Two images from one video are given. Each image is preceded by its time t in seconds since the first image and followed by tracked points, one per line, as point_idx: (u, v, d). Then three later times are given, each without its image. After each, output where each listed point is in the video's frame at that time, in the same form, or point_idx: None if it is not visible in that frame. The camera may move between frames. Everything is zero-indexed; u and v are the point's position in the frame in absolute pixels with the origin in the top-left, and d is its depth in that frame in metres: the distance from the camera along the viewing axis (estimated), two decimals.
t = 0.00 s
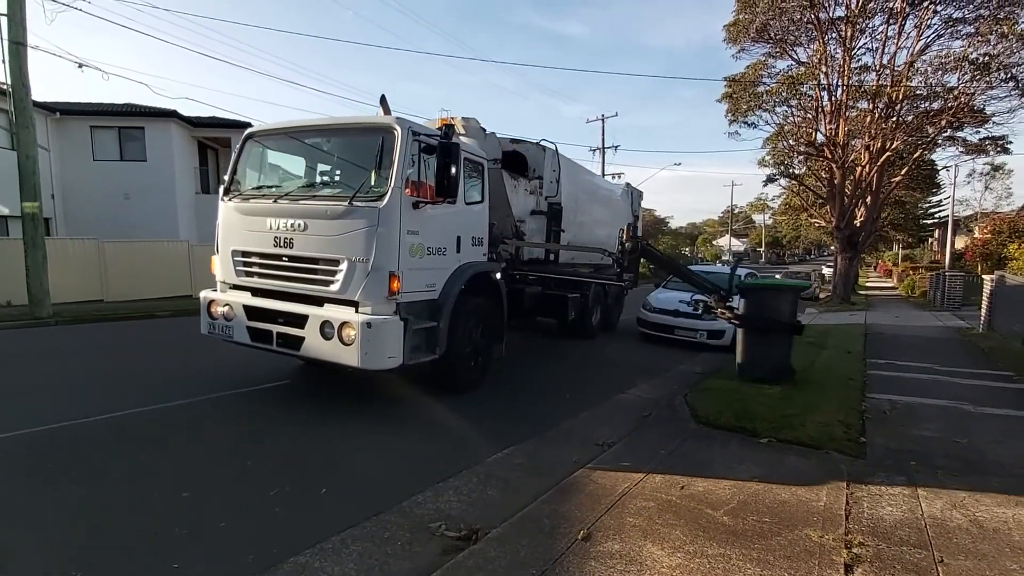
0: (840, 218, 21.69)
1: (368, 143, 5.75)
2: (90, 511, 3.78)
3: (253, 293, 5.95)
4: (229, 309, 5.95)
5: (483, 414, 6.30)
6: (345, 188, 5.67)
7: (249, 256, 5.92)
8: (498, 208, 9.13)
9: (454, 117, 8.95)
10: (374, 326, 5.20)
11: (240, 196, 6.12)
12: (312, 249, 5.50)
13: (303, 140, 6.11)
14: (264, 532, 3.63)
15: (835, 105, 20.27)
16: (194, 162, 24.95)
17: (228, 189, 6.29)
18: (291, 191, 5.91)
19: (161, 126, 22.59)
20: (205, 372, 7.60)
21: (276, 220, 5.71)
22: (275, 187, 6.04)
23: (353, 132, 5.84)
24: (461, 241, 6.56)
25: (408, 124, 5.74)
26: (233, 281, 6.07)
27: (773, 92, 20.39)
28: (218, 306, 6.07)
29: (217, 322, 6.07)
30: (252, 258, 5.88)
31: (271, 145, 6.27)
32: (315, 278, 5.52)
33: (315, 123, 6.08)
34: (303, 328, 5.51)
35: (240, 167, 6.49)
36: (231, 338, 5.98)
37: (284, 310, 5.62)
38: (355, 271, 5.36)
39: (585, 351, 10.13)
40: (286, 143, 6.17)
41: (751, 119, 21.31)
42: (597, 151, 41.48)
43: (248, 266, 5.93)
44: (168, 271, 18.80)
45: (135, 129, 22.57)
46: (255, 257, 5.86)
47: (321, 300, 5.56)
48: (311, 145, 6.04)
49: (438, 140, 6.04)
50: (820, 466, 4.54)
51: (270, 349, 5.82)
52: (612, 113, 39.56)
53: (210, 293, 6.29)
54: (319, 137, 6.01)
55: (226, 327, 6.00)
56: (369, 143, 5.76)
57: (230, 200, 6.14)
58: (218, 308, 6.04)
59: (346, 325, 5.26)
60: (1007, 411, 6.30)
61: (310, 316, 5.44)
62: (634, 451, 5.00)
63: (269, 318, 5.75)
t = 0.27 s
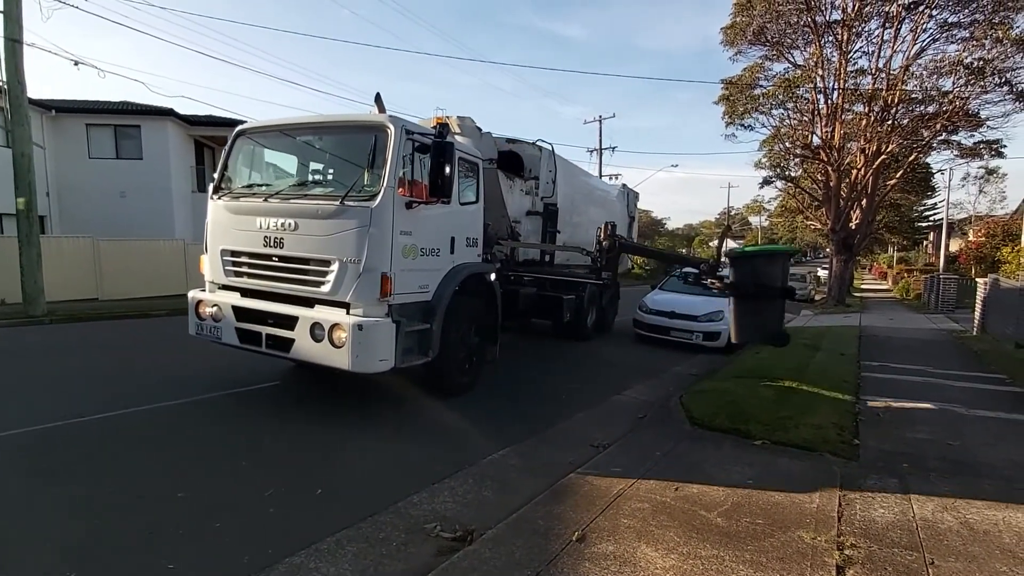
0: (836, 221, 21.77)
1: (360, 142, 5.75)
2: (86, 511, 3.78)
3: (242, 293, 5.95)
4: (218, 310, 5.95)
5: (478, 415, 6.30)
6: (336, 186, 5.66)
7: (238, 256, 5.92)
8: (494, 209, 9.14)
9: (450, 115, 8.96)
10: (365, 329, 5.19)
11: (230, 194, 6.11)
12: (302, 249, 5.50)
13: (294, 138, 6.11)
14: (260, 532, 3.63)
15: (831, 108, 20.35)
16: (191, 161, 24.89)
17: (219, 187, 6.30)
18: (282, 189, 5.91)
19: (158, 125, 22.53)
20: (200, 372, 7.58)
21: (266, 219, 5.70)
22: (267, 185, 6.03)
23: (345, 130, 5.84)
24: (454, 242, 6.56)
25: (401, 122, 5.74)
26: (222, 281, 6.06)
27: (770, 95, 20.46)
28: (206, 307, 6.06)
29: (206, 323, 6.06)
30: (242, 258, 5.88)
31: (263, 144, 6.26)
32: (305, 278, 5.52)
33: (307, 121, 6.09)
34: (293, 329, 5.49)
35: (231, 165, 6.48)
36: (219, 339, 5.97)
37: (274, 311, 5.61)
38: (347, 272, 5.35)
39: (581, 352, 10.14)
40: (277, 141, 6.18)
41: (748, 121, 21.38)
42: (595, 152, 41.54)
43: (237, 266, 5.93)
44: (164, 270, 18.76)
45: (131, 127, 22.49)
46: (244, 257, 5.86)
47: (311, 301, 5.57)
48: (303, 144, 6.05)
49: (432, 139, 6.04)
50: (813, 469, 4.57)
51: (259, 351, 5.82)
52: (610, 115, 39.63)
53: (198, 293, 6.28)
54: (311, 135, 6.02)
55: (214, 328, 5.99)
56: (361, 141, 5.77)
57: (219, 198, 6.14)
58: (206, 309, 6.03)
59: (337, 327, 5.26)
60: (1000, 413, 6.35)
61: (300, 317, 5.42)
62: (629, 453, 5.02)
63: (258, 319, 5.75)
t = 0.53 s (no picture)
0: (830, 223, 21.88)
1: (348, 137, 5.75)
2: (78, 509, 3.76)
3: (227, 292, 5.93)
4: (201, 309, 5.93)
5: (472, 414, 6.31)
6: (324, 182, 5.65)
7: (223, 253, 5.90)
8: (488, 208, 9.14)
9: (442, 112, 8.95)
10: (352, 329, 5.17)
11: (216, 191, 6.08)
12: (288, 247, 5.48)
13: (281, 134, 6.09)
14: (254, 531, 3.62)
15: (826, 111, 20.45)
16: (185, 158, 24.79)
17: (203, 182, 6.29)
18: (269, 185, 5.89)
19: (153, 122, 22.43)
20: (193, 370, 7.55)
21: (250, 216, 5.69)
22: (253, 181, 6.01)
23: (333, 125, 5.84)
24: (445, 241, 6.56)
25: (389, 118, 5.74)
26: (207, 280, 6.04)
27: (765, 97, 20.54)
28: (189, 306, 6.04)
29: (190, 323, 6.04)
30: (226, 255, 5.85)
31: (250, 140, 6.24)
32: (290, 276, 5.50)
33: (294, 117, 6.08)
34: (278, 329, 5.48)
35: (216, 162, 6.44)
36: (203, 339, 5.95)
37: (259, 310, 5.59)
38: (333, 270, 5.34)
39: (575, 353, 10.16)
40: (263, 138, 6.16)
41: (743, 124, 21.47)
42: (591, 152, 41.55)
43: (221, 264, 5.91)
44: (158, 269, 18.69)
45: (126, 124, 22.37)
46: (229, 255, 5.84)
47: (296, 300, 5.55)
48: (289, 139, 6.03)
49: (422, 135, 6.04)
50: (805, 469, 4.59)
51: (243, 350, 5.79)
52: (606, 115, 39.65)
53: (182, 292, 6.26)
54: (298, 131, 6.01)
55: (198, 327, 5.97)
56: (349, 136, 5.76)
57: (204, 195, 6.12)
58: (191, 308, 6.01)
59: (323, 327, 5.23)
60: (990, 415, 6.40)
61: (285, 317, 5.40)
62: (622, 453, 5.04)
63: (243, 318, 5.73)
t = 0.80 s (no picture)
0: (826, 225, 21.98)
1: (340, 135, 5.75)
2: (75, 508, 3.76)
3: (215, 292, 5.92)
4: (188, 310, 5.92)
5: (468, 414, 6.32)
6: (315, 180, 5.64)
7: (211, 253, 5.88)
8: (483, 209, 9.15)
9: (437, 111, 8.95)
10: (343, 330, 5.16)
11: (205, 188, 6.07)
12: (277, 247, 5.47)
13: (272, 131, 6.08)
14: (252, 530, 3.63)
15: (821, 113, 20.55)
16: (181, 157, 24.70)
17: (191, 181, 6.28)
18: (259, 183, 5.88)
19: (149, 120, 22.34)
20: (187, 369, 7.54)
21: (239, 215, 5.68)
22: (243, 178, 5.99)
23: (325, 123, 5.84)
24: (439, 241, 6.57)
25: (382, 116, 5.76)
26: (194, 280, 6.02)
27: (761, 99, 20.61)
28: (177, 306, 6.02)
29: (178, 323, 6.02)
30: (215, 255, 5.84)
31: (240, 137, 6.22)
32: (280, 277, 5.49)
33: (285, 113, 6.08)
34: (267, 330, 5.47)
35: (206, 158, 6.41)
36: (190, 340, 5.94)
37: (248, 311, 5.58)
38: (324, 271, 5.34)
39: (571, 353, 10.18)
40: (254, 134, 6.15)
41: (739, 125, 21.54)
42: (588, 153, 41.57)
43: (210, 264, 5.90)
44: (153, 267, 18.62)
45: (122, 122, 22.28)
46: (217, 255, 5.83)
47: (286, 301, 5.55)
48: (280, 136, 6.03)
49: (415, 133, 6.07)
50: (799, 469, 4.63)
51: (231, 351, 5.79)
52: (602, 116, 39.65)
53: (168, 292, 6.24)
54: (289, 128, 6.00)
55: (185, 328, 5.96)
56: (341, 134, 5.76)
57: (192, 193, 6.10)
58: (178, 309, 6.00)
59: (313, 329, 5.22)
60: (982, 415, 6.46)
61: (275, 318, 5.40)
62: (618, 453, 5.06)
63: (231, 319, 5.72)
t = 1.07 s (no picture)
0: (822, 226, 22.06)
1: (337, 134, 5.76)
2: (75, 508, 3.76)
3: (210, 292, 5.92)
4: (182, 310, 5.92)
5: (466, 415, 6.34)
6: (312, 179, 5.65)
7: (206, 252, 5.88)
8: (482, 209, 9.17)
9: (436, 110, 8.98)
10: (339, 332, 5.18)
11: (200, 188, 6.07)
12: (273, 247, 5.48)
13: (269, 129, 6.09)
14: (253, 530, 3.64)
15: (818, 115, 20.64)
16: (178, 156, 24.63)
17: (185, 180, 6.29)
18: (255, 182, 5.88)
19: (145, 119, 22.28)
20: (185, 369, 7.53)
21: (234, 215, 5.69)
22: (239, 177, 6.00)
23: (322, 122, 5.85)
24: (436, 241, 6.57)
25: (381, 115, 5.78)
26: (189, 279, 6.02)
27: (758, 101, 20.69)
28: (171, 307, 6.02)
29: (172, 323, 6.02)
30: (210, 254, 5.84)
31: (236, 136, 6.22)
32: (275, 277, 5.50)
33: (282, 112, 6.08)
34: (263, 330, 5.48)
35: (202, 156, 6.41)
36: (185, 340, 5.93)
37: (243, 312, 5.58)
38: (321, 271, 5.35)
39: (568, 354, 10.20)
40: (250, 132, 6.15)
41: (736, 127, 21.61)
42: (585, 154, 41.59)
43: (205, 264, 5.89)
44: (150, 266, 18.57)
45: (118, 121, 22.20)
46: (212, 254, 5.83)
47: (282, 301, 5.55)
48: (277, 135, 6.03)
49: (413, 133, 6.09)
50: (796, 469, 4.66)
51: (225, 352, 5.79)
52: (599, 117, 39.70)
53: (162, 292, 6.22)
54: (286, 127, 6.01)
55: (180, 328, 5.95)
56: (338, 133, 5.77)
57: (187, 192, 6.09)
58: (172, 309, 5.99)
59: (310, 330, 5.23)
60: (978, 416, 6.51)
61: (271, 319, 5.40)
62: (616, 453, 5.08)
63: (226, 320, 5.72)
